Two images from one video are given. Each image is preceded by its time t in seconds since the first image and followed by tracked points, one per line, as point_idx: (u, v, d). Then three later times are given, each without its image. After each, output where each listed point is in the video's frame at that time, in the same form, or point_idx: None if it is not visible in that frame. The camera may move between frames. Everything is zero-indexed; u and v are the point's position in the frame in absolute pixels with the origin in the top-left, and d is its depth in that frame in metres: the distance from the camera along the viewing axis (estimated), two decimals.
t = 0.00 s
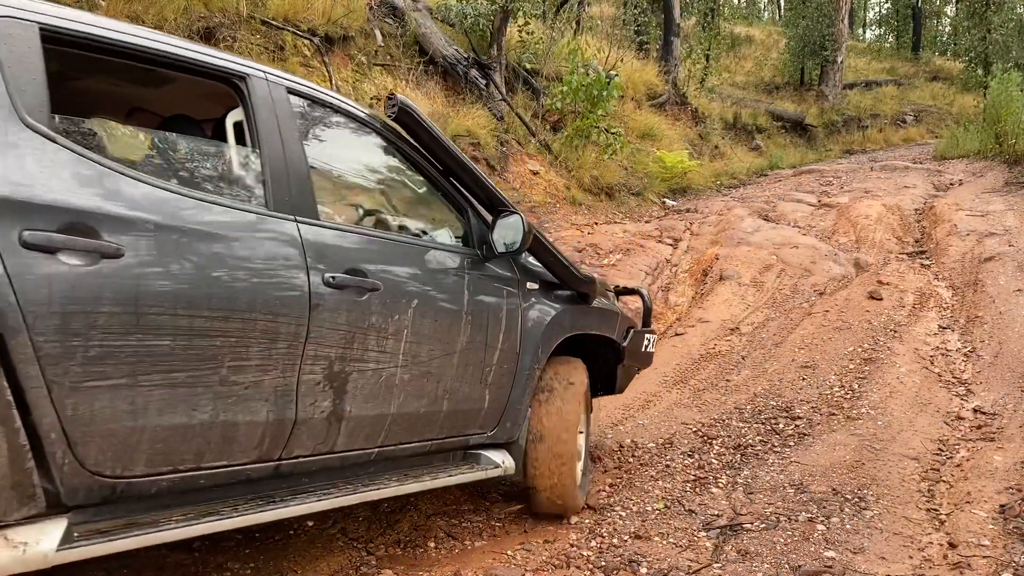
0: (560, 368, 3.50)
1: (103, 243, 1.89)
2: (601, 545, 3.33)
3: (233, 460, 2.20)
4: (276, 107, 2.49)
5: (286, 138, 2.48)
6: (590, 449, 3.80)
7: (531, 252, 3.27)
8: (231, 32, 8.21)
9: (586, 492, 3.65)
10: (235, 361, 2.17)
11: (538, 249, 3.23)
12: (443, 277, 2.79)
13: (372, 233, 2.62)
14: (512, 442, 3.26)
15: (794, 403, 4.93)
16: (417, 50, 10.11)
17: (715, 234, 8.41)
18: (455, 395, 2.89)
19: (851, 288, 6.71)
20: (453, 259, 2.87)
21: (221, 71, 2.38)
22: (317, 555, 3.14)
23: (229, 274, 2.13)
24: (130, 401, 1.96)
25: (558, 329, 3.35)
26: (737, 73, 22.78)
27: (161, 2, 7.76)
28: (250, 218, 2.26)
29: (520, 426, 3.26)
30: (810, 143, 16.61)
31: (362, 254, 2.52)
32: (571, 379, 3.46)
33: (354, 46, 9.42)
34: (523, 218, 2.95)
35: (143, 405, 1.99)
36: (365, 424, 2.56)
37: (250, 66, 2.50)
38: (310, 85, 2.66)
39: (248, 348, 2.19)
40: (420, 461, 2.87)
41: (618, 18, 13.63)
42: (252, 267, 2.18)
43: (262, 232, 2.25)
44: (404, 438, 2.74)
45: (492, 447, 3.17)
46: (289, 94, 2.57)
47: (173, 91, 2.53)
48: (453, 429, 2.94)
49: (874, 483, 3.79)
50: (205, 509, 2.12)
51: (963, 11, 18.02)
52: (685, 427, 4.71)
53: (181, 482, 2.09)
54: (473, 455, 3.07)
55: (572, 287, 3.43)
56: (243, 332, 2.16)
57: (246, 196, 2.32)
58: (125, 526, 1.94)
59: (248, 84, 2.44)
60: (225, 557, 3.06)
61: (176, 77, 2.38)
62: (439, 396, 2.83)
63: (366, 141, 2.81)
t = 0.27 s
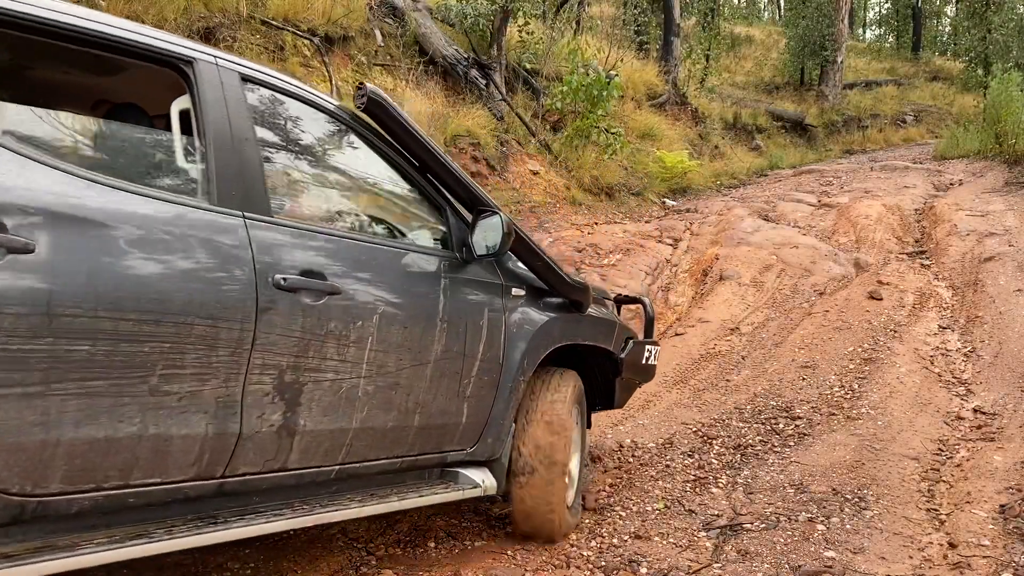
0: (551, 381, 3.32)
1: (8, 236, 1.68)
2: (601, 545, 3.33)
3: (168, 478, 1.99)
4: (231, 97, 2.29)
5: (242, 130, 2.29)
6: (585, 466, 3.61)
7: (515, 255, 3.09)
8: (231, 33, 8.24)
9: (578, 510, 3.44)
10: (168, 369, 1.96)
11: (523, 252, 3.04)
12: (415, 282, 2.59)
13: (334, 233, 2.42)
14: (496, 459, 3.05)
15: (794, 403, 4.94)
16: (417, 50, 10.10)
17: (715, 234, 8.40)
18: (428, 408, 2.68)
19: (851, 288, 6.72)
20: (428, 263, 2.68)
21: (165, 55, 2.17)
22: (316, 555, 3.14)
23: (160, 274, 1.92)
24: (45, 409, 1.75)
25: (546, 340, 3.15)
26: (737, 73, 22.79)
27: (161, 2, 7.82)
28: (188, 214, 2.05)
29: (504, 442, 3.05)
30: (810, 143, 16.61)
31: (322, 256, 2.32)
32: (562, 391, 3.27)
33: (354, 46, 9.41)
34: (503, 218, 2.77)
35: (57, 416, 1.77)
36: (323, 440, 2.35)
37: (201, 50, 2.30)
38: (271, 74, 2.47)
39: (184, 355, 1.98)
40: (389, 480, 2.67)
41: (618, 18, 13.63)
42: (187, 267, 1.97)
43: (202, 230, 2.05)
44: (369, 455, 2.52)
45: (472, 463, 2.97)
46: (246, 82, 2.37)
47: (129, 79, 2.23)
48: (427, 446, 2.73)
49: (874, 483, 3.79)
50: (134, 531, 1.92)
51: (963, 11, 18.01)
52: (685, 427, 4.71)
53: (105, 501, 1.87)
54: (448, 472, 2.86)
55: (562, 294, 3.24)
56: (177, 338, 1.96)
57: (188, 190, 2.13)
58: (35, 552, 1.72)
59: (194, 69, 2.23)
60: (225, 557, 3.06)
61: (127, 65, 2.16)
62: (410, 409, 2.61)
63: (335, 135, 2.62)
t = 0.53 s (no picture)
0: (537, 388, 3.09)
1: None
2: (601, 545, 3.33)
3: (84, 495, 1.77)
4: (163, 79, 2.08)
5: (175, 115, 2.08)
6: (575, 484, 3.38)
7: (492, 255, 2.87)
8: (232, 32, 8.24)
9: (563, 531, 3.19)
10: (81, 375, 1.75)
11: (499, 250, 2.82)
12: (377, 283, 2.37)
13: (280, 227, 2.20)
14: (470, 475, 2.82)
15: (794, 403, 4.94)
16: (417, 50, 10.08)
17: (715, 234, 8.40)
18: (392, 419, 2.46)
19: (851, 288, 6.72)
20: (392, 262, 2.46)
21: (88, 34, 1.95)
22: (317, 555, 3.13)
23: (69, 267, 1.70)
24: None
25: (528, 346, 2.92)
26: (737, 73, 22.80)
27: (161, 2, 7.87)
28: (107, 203, 1.84)
29: (479, 457, 2.81)
30: (810, 143, 16.61)
31: (265, 252, 2.10)
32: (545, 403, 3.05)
33: (354, 46, 9.39)
34: (473, 215, 2.58)
35: None
36: (268, 454, 2.12)
37: (128, 28, 2.07)
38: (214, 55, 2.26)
39: (101, 360, 1.77)
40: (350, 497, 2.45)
41: (618, 18, 13.62)
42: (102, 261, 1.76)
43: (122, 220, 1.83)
44: (323, 470, 2.29)
45: (446, 480, 2.73)
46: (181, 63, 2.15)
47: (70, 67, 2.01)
48: (391, 460, 2.50)
49: (874, 483, 3.78)
50: (45, 554, 1.71)
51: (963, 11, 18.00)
52: (685, 427, 4.71)
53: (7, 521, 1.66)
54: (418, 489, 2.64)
55: (546, 297, 3.01)
56: (92, 340, 1.74)
57: (110, 178, 1.92)
58: None
59: (124, 49, 2.03)
60: (225, 557, 3.04)
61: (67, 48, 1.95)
62: (370, 421, 2.39)
63: (287, 124, 2.41)
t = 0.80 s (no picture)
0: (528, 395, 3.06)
1: None
2: (601, 545, 3.33)
3: (25, 511, 1.74)
4: (129, 73, 2.09)
5: (146, 111, 2.10)
6: (570, 493, 3.35)
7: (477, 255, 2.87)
8: (232, 33, 8.26)
9: (556, 540, 3.15)
10: (21, 386, 1.72)
11: (484, 251, 2.82)
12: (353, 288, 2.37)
13: (252, 229, 2.21)
14: (453, 486, 2.82)
15: (794, 403, 4.95)
16: (417, 50, 10.06)
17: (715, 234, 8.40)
18: (366, 428, 2.45)
19: (851, 288, 6.72)
20: (371, 264, 2.46)
21: (44, 23, 1.97)
22: (317, 555, 3.13)
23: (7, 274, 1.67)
24: None
25: (514, 350, 2.90)
26: (737, 73, 22.80)
27: (161, 2, 7.94)
28: (53, 205, 1.82)
29: (462, 466, 2.81)
30: (810, 143, 16.61)
31: (229, 258, 2.09)
32: (533, 408, 3.01)
33: (354, 46, 9.38)
34: (453, 214, 2.57)
35: None
36: (228, 467, 2.11)
37: (96, 21, 2.09)
38: (191, 53, 2.29)
39: (43, 369, 1.74)
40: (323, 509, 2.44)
41: (619, 18, 13.62)
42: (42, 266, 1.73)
43: (70, 227, 1.81)
44: (291, 482, 2.28)
45: (428, 490, 2.74)
46: (155, 59, 2.18)
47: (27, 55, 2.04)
48: (366, 472, 2.50)
49: (874, 483, 3.79)
50: None
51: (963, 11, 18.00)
52: (685, 427, 4.71)
53: None
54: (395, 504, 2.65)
55: (533, 299, 3.00)
56: (33, 349, 1.71)
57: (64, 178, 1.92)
58: None
59: (76, 37, 2.02)
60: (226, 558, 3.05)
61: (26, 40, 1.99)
62: (342, 431, 2.39)
63: (267, 122, 2.44)
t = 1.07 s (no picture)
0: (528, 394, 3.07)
1: None
2: (601, 545, 3.33)
3: (32, 508, 1.75)
4: (135, 74, 2.10)
5: (152, 113, 2.11)
6: (575, 493, 3.34)
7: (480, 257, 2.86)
8: (232, 33, 8.26)
9: (559, 540, 3.15)
10: (29, 383, 1.72)
11: (486, 252, 2.82)
12: (356, 288, 2.37)
13: (256, 229, 2.21)
14: (456, 486, 2.81)
15: (794, 403, 4.95)
16: (417, 50, 10.06)
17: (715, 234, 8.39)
18: (370, 428, 2.46)
19: (851, 288, 6.72)
20: (373, 264, 2.45)
21: (49, 23, 1.96)
22: (317, 555, 3.12)
23: (17, 271, 1.68)
24: None
25: (516, 350, 2.90)
26: (737, 73, 22.79)
27: (161, 3, 7.96)
28: (59, 204, 1.83)
29: (465, 466, 2.80)
30: (810, 143, 16.61)
31: (235, 258, 2.10)
32: (529, 408, 3.00)
33: (354, 46, 9.38)
34: (455, 215, 2.55)
35: None
36: (235, 465, 2.11)
37: (101, 22, 2.10)
38: (193, 53, 2.30)
39: (51, 366, 1.75)
40: (327, 508, 2.44)
41: (619, 18, 13.61)
42: (51, 263, 1.74)
43: (79, 225, 1.82)
44: (295, 481, 2.28)
45: (432, 490, 2.75)
46: (160, 61, 2.20)
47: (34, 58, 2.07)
48: (370, 471, 2.50)
49: (874, 483, 3.78)
50: None
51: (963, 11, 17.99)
52: (685, 427, 4.71)
53: None
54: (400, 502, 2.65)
55: (535, 300, 3.00)
56: (40, 345, 1.72)
57: (72, 178, 1.93)
58: None
59: (84, 39, 2.03)
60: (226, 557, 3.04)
61: (33, 40, 2.00)
62: (347, 430, 2.39)
63: (271, 124, 2.45)
